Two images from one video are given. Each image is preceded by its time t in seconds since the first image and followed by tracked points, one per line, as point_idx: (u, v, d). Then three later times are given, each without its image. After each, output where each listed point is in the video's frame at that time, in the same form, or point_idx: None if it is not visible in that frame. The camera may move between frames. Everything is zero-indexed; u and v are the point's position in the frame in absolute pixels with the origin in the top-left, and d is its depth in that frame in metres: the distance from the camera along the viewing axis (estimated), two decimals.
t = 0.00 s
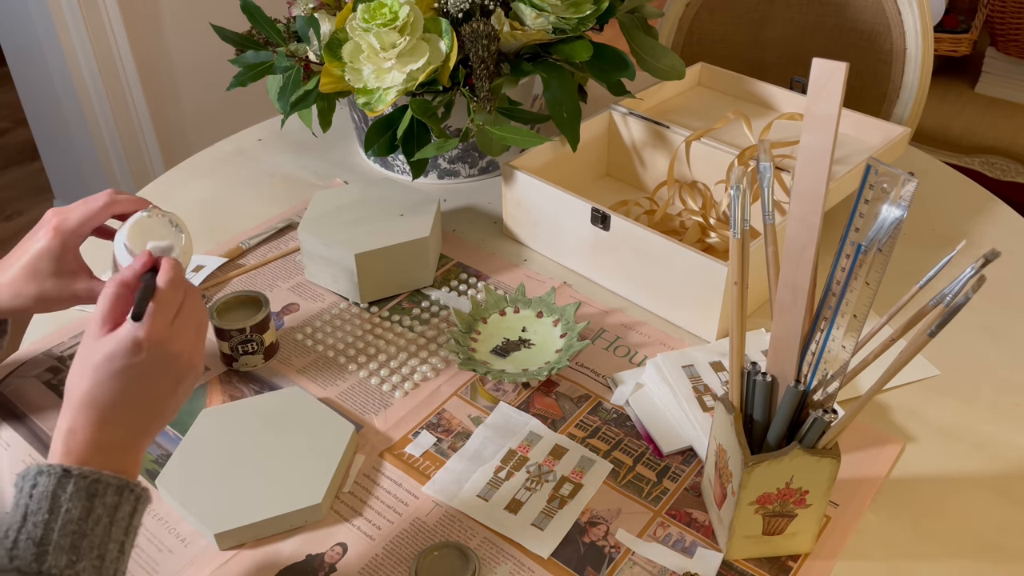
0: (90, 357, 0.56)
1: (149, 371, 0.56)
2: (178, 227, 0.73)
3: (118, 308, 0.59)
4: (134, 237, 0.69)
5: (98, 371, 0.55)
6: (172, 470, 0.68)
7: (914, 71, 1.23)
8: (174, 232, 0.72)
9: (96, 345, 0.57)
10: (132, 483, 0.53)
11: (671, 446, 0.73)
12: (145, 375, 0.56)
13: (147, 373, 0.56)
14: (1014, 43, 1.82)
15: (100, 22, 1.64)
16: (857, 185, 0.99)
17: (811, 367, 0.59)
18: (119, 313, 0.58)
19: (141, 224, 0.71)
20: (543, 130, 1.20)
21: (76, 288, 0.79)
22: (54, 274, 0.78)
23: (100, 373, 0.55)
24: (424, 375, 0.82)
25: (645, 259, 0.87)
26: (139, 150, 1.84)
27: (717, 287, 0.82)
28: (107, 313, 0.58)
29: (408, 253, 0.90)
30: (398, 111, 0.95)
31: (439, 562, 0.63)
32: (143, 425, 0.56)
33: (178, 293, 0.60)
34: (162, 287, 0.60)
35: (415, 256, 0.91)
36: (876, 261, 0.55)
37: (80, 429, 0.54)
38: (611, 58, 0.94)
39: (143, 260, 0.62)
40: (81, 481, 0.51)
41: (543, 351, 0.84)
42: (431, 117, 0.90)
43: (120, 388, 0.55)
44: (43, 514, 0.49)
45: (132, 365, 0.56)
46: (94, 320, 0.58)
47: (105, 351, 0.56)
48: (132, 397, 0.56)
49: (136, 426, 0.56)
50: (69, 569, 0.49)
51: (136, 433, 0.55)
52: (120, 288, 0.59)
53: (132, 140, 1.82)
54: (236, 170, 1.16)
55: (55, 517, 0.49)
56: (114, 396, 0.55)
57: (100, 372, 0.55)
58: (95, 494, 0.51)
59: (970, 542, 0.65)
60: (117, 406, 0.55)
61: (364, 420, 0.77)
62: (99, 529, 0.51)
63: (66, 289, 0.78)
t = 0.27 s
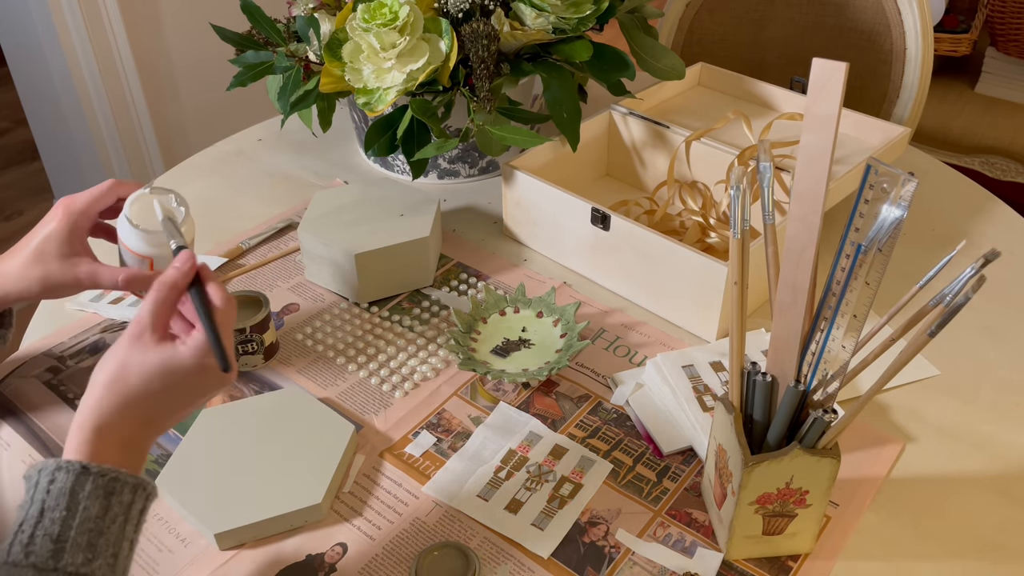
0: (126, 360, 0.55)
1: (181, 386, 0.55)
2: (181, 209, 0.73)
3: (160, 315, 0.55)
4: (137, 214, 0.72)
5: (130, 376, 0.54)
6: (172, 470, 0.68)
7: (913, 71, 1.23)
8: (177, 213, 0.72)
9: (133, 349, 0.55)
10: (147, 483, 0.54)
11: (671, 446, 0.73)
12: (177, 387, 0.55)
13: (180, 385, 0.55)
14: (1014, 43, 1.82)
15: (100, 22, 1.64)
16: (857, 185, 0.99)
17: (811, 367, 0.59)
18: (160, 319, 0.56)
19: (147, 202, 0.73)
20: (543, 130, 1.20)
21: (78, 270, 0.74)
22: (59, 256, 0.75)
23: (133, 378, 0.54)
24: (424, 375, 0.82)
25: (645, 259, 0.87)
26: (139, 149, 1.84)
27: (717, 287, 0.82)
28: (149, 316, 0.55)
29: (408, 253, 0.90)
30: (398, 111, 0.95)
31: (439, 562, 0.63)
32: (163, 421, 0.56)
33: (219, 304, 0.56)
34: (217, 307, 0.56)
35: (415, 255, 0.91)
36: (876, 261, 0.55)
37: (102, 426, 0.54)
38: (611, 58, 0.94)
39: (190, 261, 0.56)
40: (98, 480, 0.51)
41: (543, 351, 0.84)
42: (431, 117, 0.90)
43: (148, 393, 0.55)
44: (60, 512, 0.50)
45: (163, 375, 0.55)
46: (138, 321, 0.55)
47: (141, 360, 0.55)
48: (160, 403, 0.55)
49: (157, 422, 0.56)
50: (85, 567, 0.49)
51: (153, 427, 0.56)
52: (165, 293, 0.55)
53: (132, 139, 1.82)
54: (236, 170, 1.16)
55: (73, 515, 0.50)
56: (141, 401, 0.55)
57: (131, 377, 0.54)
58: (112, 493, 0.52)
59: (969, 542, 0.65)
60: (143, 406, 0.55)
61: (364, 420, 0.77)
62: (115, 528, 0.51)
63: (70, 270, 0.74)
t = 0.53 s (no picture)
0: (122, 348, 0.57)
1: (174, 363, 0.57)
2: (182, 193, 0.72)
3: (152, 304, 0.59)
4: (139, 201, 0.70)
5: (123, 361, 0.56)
6: (172, 470, 0.68)
7: (914, 71, 1.23)
8: (178, 199, 0.71)
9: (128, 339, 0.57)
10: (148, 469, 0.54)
11: (671, 446, 0.73)
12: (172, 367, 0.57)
13: (172, 361, 0.57)
14: (1014, 43, 1.82)
15: (100, 22, 1.64)
16: (857, 184, 0.99)
17: (811, 367, 0.59)
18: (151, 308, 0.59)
19: (146, 187, 0.71)
20: (543, 130, 1.20)
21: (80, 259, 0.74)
22: (62, 243, 0.74)
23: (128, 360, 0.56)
24: (424, 375, 0.82)
25: (645, 259, 0.87)
26: (139, 149, 1.84)
27: (717, 287, 0.82)
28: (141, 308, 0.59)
29: (408, 253, 0.90)
30: (398, 111, 0.95)
31: (438, 562, 0.63)
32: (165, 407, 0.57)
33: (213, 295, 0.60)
34: (204, 299, 0.59)
35: (415, 255, 0.91)
36: (876, 261, 0.55)
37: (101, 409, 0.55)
38: (611, 58, 0.94)
39: (180, 257, 0.61)
40: (101, 464, 0.51)
41: (543, 351, 0.84)
42: (431, 117, 0.90)
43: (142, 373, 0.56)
44: (64, 495, 0.50)
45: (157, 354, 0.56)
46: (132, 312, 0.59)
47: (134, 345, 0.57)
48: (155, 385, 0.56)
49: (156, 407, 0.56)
50: (90, 548, 0.50)
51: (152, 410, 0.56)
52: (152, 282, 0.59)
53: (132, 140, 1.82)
54: (237, 170, 1.16)
55: (76, 498, 0.50)
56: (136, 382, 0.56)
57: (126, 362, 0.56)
58: (115, 476, 0.52)
59: (969, 541, 0.65)
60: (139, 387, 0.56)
61: (364, 420, 0.77)
62: (118, 511, 0.52)
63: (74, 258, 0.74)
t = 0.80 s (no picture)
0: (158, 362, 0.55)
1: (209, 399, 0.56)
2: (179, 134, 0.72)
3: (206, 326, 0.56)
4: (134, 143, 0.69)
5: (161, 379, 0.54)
6: (173, 470, 0.68)
7: (914, 71, 1.23)
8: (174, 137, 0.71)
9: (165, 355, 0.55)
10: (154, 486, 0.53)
11: (671, 446, 0.73)
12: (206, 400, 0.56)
13: (211, 396, 0.56)
14: (1014, 43, 1.82)
15: (100, 22, 1.64)
16: (857, 184, 0.99)
17: (811, 367, 0.59)
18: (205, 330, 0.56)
19: (135, 129, 0.70)
20: (543, 130, 1.20)
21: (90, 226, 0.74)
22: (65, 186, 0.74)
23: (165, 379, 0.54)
24: (424, 375, 0.82)
25: (645, 260, 0.87)
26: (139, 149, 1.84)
27: (717, 287, 0.82)
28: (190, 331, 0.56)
29: (408, 253, 0.90)
30: (398, 111, 0.95)
31: (439, 562, 0.63)
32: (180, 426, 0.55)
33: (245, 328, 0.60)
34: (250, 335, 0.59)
35: (415, 255, 0.91)
36: (876, 261, 0.55)
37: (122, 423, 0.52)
38: (611, 58, 0.95)
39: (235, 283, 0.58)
40: (113, 485, 0.50)
41: (543, 351, 0.84)
42: (431, 117, 0.90)
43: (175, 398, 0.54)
44: (74, 515, 0.49)
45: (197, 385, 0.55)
46: (179, 330, 0.56)
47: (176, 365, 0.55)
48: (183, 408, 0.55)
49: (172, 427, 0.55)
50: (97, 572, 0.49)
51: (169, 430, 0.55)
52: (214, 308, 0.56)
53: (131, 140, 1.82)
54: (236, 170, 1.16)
55: (86, 518, 0.49)
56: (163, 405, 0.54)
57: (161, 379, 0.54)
58: (126, 496, 0.50)
59: (969, 542, 0.65)
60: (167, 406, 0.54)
61: (364, 420, 0.77)
62: (127, 532, 0.50)
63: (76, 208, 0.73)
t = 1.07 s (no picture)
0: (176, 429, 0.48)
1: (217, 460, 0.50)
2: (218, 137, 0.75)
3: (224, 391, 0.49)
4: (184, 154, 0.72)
5: (168, 446, 0.48)
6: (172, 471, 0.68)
7: (914, 71, 1.23)
8: (217, 139, 0.74)
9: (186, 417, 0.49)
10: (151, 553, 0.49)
11: (671, 446, 0.73)
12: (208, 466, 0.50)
13: (213, 464, 0.49)
14: (1014, 43, 1.82)
15: (100, 22, 1.64)
16: (857, 184, 0.99)
17: (811, 367, 0.59)
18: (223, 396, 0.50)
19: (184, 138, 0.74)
20: (543, 130, 1.20)
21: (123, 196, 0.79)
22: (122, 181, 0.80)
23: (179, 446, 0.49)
24: (424, 375, 0.82)
25: (645, 260, 0.87)
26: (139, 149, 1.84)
27: (717, 287, 0.82)
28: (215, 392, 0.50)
29: (408, 253, 0.90)
30: (398, 111, 0.95)
31: (439, 562, 0.63)
32: (175, 492, 0.49)
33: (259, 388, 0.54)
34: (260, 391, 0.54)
35: (415, 255, 0.91)
36: (876, 261, 0.55)
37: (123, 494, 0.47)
38: (611, 58, 0.95)
39: (246, 344, 0.49)
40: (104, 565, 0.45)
41: (543, 351, 0.84)
42: (431, 117, 0.90)
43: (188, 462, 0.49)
44: None
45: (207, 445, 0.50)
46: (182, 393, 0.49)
47: (188, 431, 0.48)
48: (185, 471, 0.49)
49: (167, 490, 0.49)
50: None
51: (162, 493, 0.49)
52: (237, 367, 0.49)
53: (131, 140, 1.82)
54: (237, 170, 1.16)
55: None
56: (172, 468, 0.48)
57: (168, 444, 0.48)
58: (118, 569, 0.46)
59: (970, 542, 0.65)
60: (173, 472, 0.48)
61: (364, 420, 0.77)
62: None
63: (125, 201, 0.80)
